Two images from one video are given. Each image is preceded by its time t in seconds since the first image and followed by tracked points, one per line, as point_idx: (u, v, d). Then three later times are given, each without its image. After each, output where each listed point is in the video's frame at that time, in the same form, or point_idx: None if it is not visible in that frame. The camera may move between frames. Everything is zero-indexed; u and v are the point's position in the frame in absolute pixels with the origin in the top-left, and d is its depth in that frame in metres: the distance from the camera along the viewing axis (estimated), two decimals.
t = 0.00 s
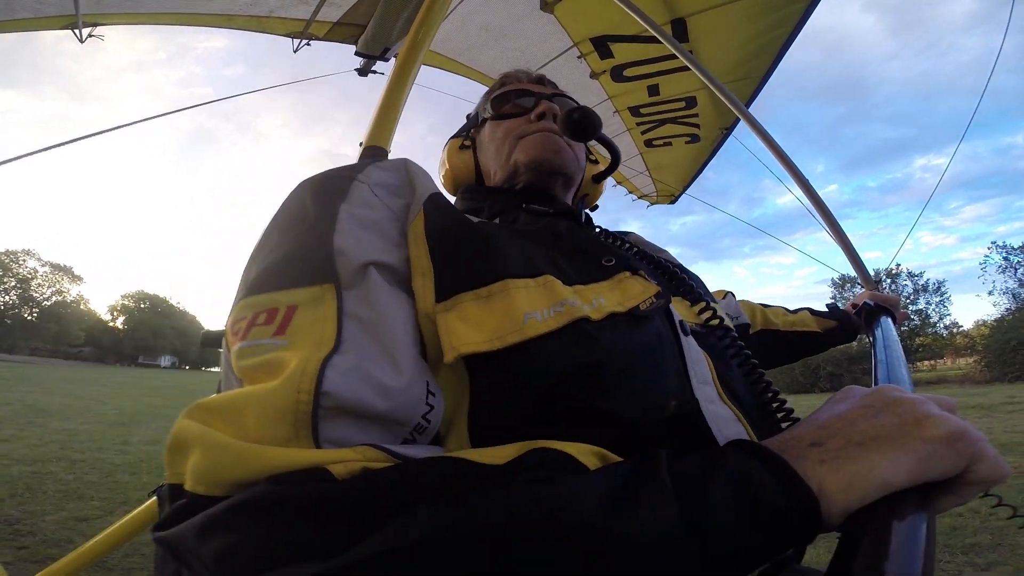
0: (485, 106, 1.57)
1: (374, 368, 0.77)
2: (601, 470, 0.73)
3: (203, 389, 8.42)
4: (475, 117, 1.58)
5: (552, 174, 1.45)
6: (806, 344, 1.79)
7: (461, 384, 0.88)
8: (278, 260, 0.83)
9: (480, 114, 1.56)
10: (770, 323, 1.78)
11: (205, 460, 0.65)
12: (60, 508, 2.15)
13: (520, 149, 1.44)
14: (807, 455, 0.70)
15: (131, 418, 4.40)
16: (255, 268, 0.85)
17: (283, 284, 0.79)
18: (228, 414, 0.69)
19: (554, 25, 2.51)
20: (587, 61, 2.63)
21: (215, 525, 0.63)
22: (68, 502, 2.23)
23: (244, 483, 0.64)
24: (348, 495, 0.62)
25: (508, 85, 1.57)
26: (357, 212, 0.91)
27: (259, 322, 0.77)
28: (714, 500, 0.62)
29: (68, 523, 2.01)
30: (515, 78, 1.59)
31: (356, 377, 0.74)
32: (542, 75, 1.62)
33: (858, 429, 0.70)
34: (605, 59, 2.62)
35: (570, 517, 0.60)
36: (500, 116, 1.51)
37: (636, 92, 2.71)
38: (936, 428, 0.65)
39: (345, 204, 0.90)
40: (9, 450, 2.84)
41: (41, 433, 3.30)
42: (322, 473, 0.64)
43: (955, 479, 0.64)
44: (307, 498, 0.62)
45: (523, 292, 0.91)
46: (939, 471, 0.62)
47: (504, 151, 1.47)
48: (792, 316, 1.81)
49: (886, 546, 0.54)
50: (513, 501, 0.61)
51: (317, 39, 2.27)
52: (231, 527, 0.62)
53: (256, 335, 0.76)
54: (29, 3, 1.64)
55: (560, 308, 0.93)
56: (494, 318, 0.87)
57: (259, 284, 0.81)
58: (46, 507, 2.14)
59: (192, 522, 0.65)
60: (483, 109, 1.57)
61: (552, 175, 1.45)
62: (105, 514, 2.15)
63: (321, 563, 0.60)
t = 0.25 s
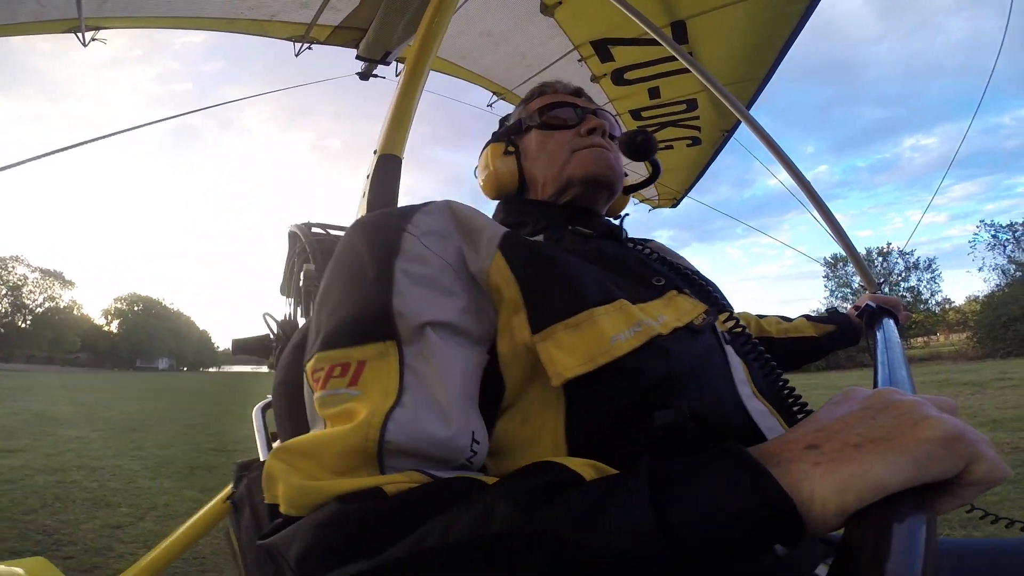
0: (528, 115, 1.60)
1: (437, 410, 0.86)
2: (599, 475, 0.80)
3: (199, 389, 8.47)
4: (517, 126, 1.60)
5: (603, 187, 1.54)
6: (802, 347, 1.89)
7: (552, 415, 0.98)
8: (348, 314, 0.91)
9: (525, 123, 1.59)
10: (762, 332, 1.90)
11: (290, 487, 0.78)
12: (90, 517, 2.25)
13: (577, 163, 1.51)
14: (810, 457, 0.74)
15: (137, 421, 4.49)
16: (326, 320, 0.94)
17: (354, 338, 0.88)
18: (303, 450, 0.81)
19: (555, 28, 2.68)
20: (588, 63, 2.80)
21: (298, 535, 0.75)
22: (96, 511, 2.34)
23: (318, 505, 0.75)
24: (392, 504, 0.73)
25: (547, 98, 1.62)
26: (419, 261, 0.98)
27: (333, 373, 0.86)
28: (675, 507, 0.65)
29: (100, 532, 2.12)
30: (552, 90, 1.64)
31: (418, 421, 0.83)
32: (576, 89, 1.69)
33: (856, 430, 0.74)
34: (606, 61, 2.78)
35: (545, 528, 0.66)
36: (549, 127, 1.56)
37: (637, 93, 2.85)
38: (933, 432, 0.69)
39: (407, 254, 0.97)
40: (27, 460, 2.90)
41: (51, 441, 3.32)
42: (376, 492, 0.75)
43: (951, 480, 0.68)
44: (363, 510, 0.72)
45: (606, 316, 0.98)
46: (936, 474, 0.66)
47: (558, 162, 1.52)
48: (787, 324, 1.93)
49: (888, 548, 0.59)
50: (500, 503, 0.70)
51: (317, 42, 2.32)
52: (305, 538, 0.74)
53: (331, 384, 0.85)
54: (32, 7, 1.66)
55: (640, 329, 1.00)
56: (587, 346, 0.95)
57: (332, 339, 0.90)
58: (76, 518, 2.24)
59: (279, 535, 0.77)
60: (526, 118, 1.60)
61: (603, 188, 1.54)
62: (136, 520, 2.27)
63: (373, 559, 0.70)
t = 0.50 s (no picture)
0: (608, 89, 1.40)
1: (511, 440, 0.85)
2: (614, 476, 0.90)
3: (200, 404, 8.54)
4: (597, 99, 1.38)
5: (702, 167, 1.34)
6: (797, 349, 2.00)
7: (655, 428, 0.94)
8: (422, 343, 0.93)
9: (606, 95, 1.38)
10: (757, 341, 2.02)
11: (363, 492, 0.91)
12: (131, 538, 2.38)
13: (679, 140, 1.31)
14: (795, 458, 0.79)
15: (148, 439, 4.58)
16: (407, 341, 0.96)
17: (431, 370, 0.90)
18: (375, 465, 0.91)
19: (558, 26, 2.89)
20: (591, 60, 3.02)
21: (364, 534, 0.87)
22: (134, 531, 2.46)
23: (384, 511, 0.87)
24: (435, 509, 0.83)
25: (626, 71, 1.43)
26: (502, 287, 0.94)
27: (411, 401, 0.90)
28: (676, 509, 0.75)
29: (143, 551, 2.26)
30: (627, 62, 1.45)
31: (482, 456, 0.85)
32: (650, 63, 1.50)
33: (845, 434, 0.78)
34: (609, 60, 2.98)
35: (564, 534, 0.76)
36: (637, 100, 1.35)
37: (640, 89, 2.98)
38: (908, 431, 0.71)
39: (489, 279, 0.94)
40: (54, 485, 2.98)
41: (71, 466, 3.40)
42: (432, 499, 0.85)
43: (932, 482, 0.69)
44: (412, 516, 0.83)
45: (739, 327, 0.95)
46: (909, 473, 0.68)
47: (655, 138, 1.31)
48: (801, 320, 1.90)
49: (883, 555, 0.64)
50: (526, 508, 0.79)
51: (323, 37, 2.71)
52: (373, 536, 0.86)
53: (411, 412, 0.90)
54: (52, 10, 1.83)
55: (769, 335, 0.97)
56: (718, 361, 0.91)
57: (410, 366, 0.93)
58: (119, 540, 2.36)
59: (351, 533, 0.91)
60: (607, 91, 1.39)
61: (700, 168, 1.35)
62: (175, 540, 2.40)
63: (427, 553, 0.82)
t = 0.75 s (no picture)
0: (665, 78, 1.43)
1: (550, 425, 0.91)
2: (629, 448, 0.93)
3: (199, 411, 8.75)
4: (657, 87, 1.40)
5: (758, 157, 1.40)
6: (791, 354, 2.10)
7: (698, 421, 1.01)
8: (481, 330, 0.98)
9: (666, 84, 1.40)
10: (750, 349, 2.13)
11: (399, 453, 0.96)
12: (158, 553, 2.81)
13: (743, 131, 1.36)
14: (785, 447, 0.78)
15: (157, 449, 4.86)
16: (466, 323, 1.01)
17: (487, 351, 0.95)
18: (416, 430, 0.97)
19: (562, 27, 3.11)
20: (595, 61, 3.21)
21: (398, 491, 0.94)
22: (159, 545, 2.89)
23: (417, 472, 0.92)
24: (459, 471, 0.89)
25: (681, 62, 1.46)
26: (566, 282, 1.00)
27: (465, 375, 0.95)
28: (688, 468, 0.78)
29: (172, 565, 2.67)
30: (676, 55, 1.50)
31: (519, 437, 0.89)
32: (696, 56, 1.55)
33: (834, 431, 0.76)
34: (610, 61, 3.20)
35: (583, 499, 0.80)
36: (697, 89, 1.38)
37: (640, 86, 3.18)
38: (885, 435, 0.67)
39: (553, 272, 1.00)
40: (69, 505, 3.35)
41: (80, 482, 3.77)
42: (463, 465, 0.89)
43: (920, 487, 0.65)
44: (443, 480, 0.89)
45: (783, 331, 1.05)
46: (889, 478, 0.65)
47: (719, 127, 1.35)
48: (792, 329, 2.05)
49: (876, 556, 0.60)
50: (548, 474, 0.83)
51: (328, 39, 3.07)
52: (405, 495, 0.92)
53: (462, 387, 0.95)
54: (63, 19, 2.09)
55: (811, 338, 1.08)
56: (761, 364, 1.01)
57: (467, 348, 0.97)
58: (148, 555, 2.78)
59: (384, 489, 0.98)
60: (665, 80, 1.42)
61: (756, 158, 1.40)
62: (204, 550, 2.86)
63: (451, 514, 0.87)
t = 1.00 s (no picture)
0: (617, 116, 1.57)
1: (532, 427, 0.99)
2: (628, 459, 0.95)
3: (197, 383, 8.99)
4: (609, 127, 1.55)
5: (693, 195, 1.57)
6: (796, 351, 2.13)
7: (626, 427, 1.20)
8: (457, 342, 1.04)
9: (618, 123, 1.54)
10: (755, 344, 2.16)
11: (383, 467, 0.90)
12: (171, 526, 3.00)
13: (678, 174, 1.52)
14: (787, 448, 0.77)
15: (159, 431, 5.23)
16: (437, 342, 1.07)
17: (465, 362, 1.02)
18: (404, 441, 0.95)
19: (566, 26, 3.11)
20: (597, 60, 3.25)
21: (389, 500, 0.86)
22: (171, 518, 3.10)
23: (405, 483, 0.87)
24: (460, 477, 0.86)
25: (636, 98, 1.58)
26: (530, 302, 1.11)
27: (444, 387, 1.00)
28: (693, 471, 0.77)
29: (185, 538, 2.84)
30: (636, 90, 1.61)
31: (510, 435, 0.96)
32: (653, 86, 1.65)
33: (832, 430, 0.74)
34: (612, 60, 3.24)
35: (585, 500, 0.79)
36: (644, 131, 1.53)
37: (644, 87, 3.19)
38: (880, 431, 0.66)
39: (518, 295, 1.10)
40: (78, 482, 3.73)
41: (84, 458, 4.32)
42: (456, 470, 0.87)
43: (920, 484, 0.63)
44: (442, 483, 0.85)
45: (700, 356, 1.23)
46: (887, 476, 0.64)
47: (658, 171, 1.51)
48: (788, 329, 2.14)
49: (883, 551, 0.57)
50: (549, 476, 0.83)
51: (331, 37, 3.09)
52: (392, 506, 0.85)
53: (440, 398, 1.00)
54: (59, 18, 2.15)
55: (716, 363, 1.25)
56: (681, 385, 1.18)
57: (444, 361, 1.03)
58: (161, 528, 2.97)
59: (370, 505, 0.89)
60: (617, 119, 1.56)
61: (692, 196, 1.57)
62: (212, 523, 3.03)
63: (445, 518, 0.82)
